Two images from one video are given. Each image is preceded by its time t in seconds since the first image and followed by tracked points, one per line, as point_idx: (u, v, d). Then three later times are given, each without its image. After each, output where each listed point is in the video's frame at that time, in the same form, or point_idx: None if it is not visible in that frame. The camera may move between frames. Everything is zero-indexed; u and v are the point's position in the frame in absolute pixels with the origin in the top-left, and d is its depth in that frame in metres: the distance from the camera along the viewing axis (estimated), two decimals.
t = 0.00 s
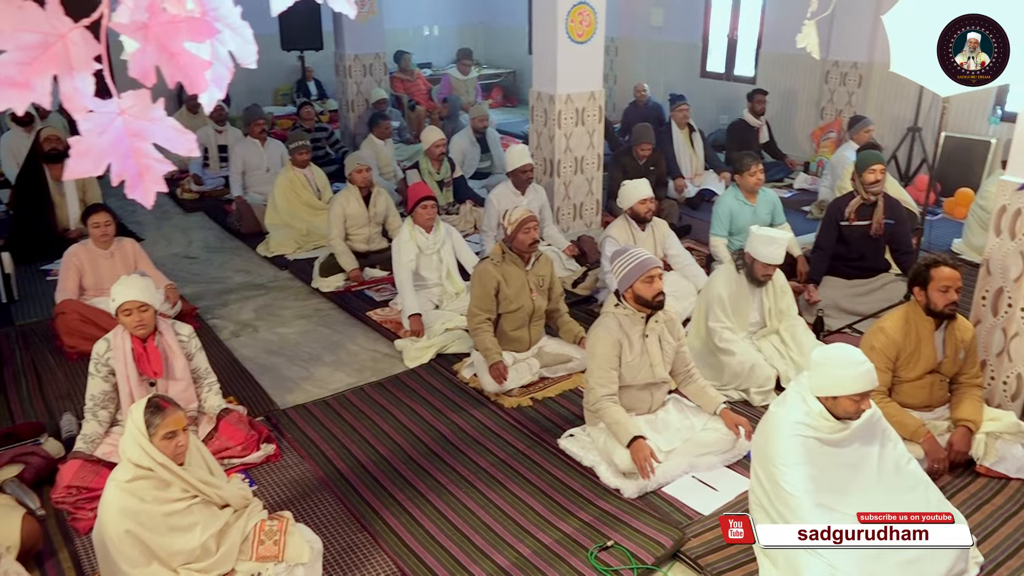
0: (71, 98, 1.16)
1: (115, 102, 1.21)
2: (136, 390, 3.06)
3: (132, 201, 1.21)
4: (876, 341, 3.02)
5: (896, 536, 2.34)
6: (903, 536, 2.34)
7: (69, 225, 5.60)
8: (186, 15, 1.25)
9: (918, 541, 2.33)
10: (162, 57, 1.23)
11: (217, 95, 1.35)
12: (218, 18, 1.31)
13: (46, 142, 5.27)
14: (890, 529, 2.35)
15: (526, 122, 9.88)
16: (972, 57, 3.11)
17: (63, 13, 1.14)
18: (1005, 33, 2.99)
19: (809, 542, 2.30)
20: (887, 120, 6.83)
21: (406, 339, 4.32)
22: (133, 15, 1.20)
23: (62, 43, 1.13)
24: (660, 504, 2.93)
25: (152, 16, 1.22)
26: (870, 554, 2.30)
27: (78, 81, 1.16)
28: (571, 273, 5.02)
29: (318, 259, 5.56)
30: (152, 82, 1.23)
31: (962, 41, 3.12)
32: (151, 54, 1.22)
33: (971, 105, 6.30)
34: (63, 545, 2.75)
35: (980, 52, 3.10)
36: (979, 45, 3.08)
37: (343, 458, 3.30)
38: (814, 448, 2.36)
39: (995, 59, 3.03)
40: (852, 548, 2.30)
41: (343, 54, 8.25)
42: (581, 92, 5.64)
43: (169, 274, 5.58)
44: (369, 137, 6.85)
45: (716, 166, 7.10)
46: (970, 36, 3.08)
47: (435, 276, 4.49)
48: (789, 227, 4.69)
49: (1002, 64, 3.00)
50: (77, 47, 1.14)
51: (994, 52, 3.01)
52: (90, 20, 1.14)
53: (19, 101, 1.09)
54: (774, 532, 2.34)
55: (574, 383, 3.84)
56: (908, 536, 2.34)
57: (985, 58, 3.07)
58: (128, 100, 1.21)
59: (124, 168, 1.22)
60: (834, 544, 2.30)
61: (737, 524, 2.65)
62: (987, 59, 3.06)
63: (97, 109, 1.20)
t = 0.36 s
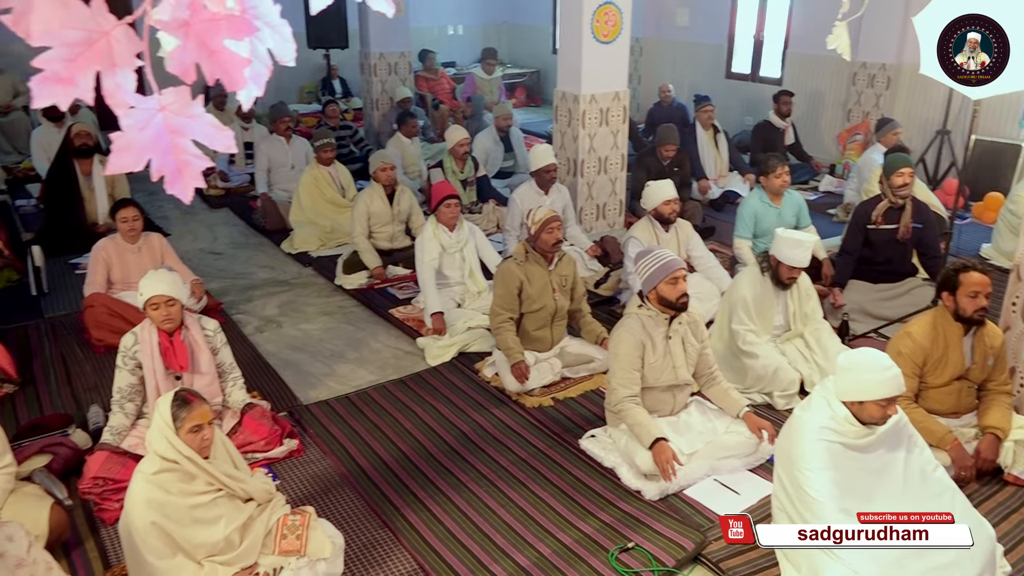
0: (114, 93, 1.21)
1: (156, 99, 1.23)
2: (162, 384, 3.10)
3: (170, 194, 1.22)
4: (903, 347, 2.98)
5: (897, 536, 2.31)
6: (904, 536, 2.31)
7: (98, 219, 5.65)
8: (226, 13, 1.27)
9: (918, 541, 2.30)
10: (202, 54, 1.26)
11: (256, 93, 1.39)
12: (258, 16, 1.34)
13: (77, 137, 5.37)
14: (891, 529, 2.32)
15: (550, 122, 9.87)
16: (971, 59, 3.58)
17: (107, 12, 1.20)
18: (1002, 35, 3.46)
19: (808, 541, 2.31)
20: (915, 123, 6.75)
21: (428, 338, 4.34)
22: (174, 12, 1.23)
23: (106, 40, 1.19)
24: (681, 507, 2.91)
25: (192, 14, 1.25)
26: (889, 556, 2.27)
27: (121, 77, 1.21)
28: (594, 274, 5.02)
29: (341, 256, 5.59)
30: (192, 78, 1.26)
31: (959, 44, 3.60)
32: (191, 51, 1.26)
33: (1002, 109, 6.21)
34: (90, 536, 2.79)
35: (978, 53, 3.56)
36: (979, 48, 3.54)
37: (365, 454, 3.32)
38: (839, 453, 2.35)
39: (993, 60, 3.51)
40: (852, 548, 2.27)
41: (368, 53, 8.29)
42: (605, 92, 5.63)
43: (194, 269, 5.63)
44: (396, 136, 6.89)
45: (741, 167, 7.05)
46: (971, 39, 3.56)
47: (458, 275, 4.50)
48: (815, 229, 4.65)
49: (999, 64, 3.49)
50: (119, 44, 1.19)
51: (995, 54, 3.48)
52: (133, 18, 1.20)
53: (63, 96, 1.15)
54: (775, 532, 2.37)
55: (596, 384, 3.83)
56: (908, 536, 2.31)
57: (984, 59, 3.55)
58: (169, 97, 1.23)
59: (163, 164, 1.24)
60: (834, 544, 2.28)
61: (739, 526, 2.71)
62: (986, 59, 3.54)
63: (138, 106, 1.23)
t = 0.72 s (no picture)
0: (156, 89, 1.24)
1: (197, 95, 1.30)
2: (190, 377, 3.13)
3: (213, 190, 1.32)
4: (932, 352, 2.94)
5: (897, 536, 2.27)
6: (903, 536, 2.27)
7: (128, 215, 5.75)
8: (267, 11, 1.33)
9: (918, 541, 2.27)
10: (243, 50, 1.32)
11: (294, 89, 1.42)
12: (298, 14, 1.39)
13: (107, 134, 5.45)
14: (891, 529, 2.27)
15: (575, 121, 9.86)
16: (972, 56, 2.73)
17: (150, 8, 1.23)
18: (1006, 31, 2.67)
19: (809, 541, 2.34)
20: (946, 125, 6.65)
21: (452, 335, 4.35)
22: (217, 10, 1.29)
23: (149, 36, 1.22)
24: (705, 509, 2.89)
25: (235, 11, 1.30)
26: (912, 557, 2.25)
27: (164, 73, 1.24)
28: (618, 274, 5.00)
29: (366, 254, 5.62)
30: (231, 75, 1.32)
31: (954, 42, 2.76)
32: (233, 47, 1.31)
33: None
34: (118, 526, 2.83)
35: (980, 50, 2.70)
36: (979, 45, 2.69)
37: (389, 450, 3.34)
38: (866, 459, 2.32)
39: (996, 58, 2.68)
40: (852, 549, 2.26)
41: (395, 51, 8.32)
42: (632, 92, 5.60)
43: (222, 264, 5.69)
44: (424, 134, 6.91)
45: (768, 168, 6.99)
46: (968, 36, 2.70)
47: (482, 273, 4.51)
48: (843, 232, 4.60)
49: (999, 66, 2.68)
50: (163, 41, 1.23)
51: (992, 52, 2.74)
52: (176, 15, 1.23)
53: (107, 92, 1.19)
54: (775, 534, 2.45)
55: (619, 384, 3.82)
56: (908, 536, 2.27)
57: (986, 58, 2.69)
58: (210, 94, 1.31)
59: (204, 159, 1.32)
60: (835, 544, 2.29)
61: (739, 526, 2.68)
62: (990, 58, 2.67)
63: (178, 101, 1.29)
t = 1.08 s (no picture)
0: (199, 85, 1.35)
1: (238, 93, 1.39)
2: (218, 372, 3.17)
3: (250, 184, 1.38)
4: (962, 356, 2.90)
5: (897, 536, 2.25)
6: (904, 536, 2.24)
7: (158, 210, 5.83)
8: (307, 9, 1.41)
9: (919, 542, 2.23)
10: (283, 48, 1.39)
11: (333, 85, 1.49)
12: (338, 12, 1.46)
13: (138, 130, 5.51)
14: (891, 529, 2.25)
15: (600, 121, 9.83)
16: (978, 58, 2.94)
17: (194, 7, 1.33)
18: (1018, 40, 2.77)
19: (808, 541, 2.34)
20: (978, 127, 6.54)
21: (476, 334, 4.36)
22: (259, 9, 1.37)
23: (193, 34, 1.32)
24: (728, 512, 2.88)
25: (275, 10, 1.38)
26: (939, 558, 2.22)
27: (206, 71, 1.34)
28: (642, 274, 4.98)
29: (391, 251, 5.65)
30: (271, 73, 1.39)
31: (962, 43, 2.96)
32: (273, 44, 1.38)
33: None
34: (146, 517, 2.87)
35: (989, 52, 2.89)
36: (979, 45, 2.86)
37: (412, 447, 3.35)
38: (894, 464, 2.30)
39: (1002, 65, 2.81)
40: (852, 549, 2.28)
41: (421, 50, 8.35)
42: (658, 92, 5.58)
43: (248, 260, 5.75)
44: (451, 133, 6.93)
45: (795, 169, 6.93)
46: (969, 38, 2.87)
47: (506, 272, 4.52)
48: (871, 234, 4.56)
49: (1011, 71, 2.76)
50: (205, 38, 1.33)
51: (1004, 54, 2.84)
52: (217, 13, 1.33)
53: (150, 88, 1.28)
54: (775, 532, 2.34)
55: (643, 385, 3.81)
56: (908, 536, 2.24)
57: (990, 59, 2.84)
58: (250, 91, 1.39)
59: (244, 154, 1.40)
60: (834, 544, 2.32)
61: (739, 526, 2.60)
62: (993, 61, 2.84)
63: (221, 98, 1.39)
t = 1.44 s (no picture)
0: (237, 80, 1.43)
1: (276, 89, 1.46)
2: (243, 366, 3.20)
3: (285, 175, 1.44)
4: (992, 360, 2.86)
5: (897, 536, 2.25)
6: (904, 536, 2.24)
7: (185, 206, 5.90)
8: (344, 7, 1.47)
9: (919, 542, 2.22)
10: (320, 44, 1.47)
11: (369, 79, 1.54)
12: (374, 9, 1.51)
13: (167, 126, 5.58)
14: (891, 529, 2.26)
15: (624, 120, 9.80)
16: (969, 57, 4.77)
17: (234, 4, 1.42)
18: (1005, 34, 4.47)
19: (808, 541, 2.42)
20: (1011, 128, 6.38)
21: (499, 331, 4.36)
22: (297, 6, 1.45)
23: (232, 30, 1.41)
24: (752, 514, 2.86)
25: (313, 8, 1.46)
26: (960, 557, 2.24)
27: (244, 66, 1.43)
28: (666, 274, 4.96)
29: (415, 248, 5.67)
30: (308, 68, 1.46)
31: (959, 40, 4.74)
32: (310, 41, 1.46)
33: None
34: (173, 508, 2.90)
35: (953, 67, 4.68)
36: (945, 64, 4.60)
37: (435, 444, 3.37)
38: (921, 468, 2.27)
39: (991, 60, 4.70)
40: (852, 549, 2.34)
41: (446, 48, 8.37)
42: (684, 91, 5.55)
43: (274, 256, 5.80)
44: (476, 131, 6.95)
45: (821, 170, 6.86)
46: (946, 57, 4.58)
47: (529, 270, 4.52)
48: (899, 235, 4.50)
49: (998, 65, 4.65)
50: (243, 34, 1.42)
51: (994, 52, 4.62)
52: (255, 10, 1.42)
53: (190, 83, 1.37)
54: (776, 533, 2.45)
55: (666, 385, 3.79)
56: (908, 536, 2.23)
57: (982, 55, 4.73)
58: (288, 87, 1.46)
59: (281, 149, 1.48)
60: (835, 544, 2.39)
61: (739, 526, 2.68)
62: (983, 57, 4.71)
63: (259, 94, 1.45)
